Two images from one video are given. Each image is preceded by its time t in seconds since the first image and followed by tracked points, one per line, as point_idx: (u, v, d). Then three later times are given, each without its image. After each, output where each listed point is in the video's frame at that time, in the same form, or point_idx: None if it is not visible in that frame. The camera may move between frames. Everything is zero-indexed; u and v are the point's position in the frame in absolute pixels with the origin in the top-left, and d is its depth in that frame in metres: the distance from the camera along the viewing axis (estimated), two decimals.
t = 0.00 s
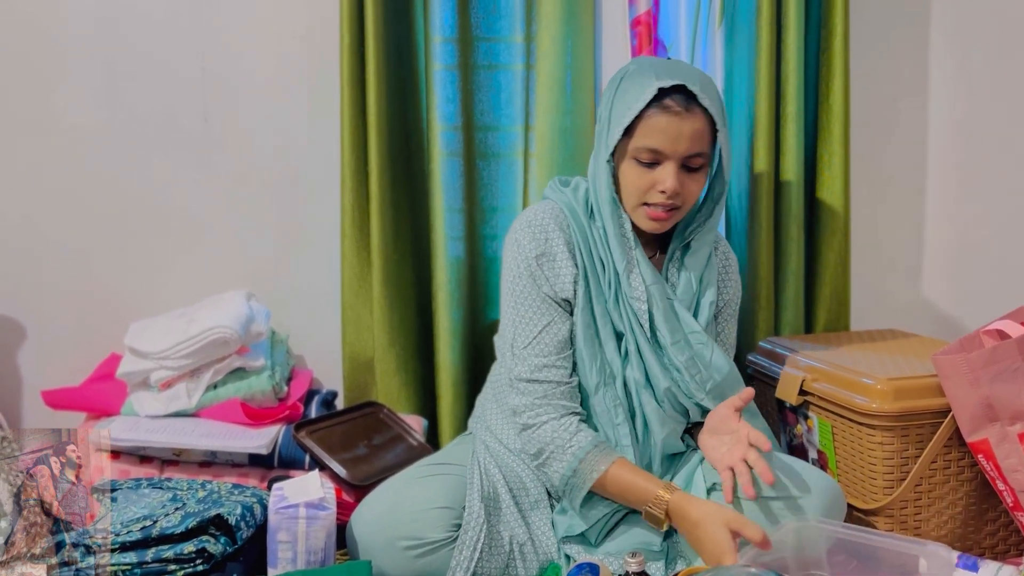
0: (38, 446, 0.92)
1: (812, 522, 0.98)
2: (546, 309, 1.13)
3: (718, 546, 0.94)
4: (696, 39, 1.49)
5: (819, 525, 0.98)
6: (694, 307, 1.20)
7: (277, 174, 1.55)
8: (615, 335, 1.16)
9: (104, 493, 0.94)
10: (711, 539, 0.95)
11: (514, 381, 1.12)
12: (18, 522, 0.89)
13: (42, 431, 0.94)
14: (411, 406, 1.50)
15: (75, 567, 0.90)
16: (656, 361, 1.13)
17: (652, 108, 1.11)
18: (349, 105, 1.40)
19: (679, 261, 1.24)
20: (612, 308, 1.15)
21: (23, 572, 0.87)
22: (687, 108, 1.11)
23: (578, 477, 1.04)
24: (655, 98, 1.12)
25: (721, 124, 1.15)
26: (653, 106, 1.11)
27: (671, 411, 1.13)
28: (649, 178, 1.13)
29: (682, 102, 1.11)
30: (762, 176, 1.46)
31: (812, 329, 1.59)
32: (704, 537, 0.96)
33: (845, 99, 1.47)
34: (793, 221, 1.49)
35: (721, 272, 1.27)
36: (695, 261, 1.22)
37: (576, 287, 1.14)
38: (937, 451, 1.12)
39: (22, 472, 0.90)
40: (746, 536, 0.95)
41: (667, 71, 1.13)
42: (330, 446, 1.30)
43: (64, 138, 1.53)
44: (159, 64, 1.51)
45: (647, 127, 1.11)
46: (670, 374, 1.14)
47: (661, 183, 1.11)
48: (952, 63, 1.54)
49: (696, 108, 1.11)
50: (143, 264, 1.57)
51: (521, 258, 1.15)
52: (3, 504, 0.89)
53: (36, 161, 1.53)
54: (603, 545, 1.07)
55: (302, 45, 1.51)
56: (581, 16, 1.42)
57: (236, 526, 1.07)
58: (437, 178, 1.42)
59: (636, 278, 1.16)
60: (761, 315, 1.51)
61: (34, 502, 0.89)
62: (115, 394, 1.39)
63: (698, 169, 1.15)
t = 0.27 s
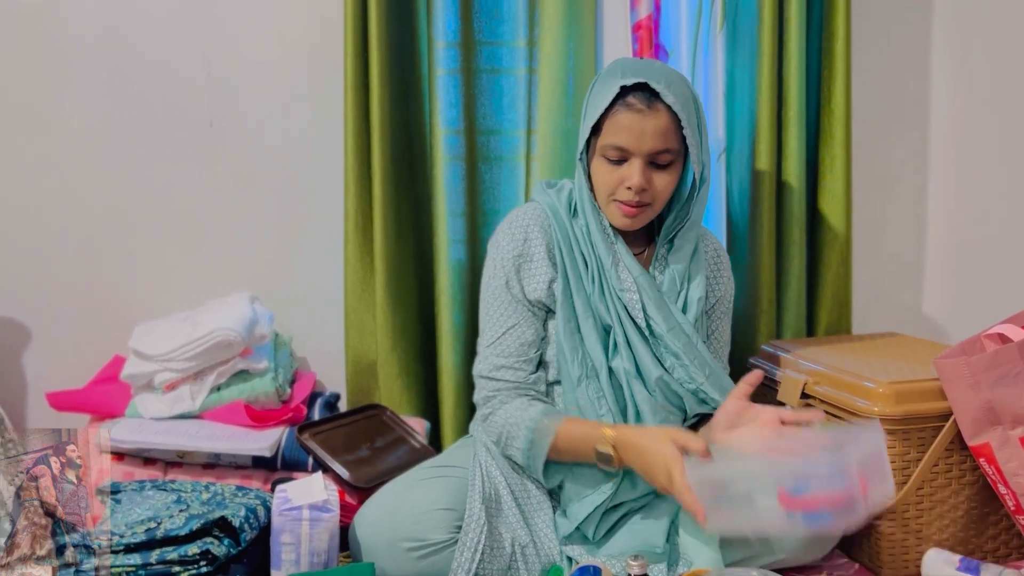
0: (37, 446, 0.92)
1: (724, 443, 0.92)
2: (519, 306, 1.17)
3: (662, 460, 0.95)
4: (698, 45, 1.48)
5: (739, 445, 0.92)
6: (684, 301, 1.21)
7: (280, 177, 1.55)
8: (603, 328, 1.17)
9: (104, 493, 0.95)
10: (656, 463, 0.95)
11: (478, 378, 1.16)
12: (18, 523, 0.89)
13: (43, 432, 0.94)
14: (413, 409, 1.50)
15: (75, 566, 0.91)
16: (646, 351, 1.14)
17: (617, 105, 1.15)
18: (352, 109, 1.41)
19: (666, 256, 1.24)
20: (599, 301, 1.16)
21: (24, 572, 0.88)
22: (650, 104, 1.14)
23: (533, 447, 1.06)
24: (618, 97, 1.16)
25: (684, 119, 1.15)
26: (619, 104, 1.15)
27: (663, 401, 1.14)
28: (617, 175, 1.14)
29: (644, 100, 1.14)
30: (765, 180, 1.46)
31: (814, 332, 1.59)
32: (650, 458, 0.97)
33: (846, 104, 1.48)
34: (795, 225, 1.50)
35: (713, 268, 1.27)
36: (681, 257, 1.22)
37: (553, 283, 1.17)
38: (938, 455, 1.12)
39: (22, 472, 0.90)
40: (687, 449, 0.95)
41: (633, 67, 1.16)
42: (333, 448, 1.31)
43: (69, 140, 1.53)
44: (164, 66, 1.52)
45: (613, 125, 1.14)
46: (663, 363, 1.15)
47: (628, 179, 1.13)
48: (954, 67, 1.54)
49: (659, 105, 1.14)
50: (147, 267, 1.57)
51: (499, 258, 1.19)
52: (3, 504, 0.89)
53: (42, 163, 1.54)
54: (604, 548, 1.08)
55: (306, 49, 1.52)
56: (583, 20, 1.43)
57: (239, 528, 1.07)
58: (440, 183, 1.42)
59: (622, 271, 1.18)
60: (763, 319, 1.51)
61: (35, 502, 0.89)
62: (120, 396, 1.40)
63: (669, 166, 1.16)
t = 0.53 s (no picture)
0: (37, 446, 0.93)
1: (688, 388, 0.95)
2: (494, 305, 1.17)
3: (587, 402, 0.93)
4: (700, 48, 1.47)
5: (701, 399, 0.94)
6: (671, 297, 1.20)
7: (282, 181, 1.55)
8: (590, 323, 1.16)
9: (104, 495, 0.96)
10: (573, 411, 0.93)
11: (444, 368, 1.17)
12: (18, 523, 0.88)
13: (42, 434, 0.94)
14: (415, 412, 1.50)
15: (75, 567, 0.90)
16: (634, 343, 1.14)
17: (599, 104, 1.15)
18: (354, 112, 1.41)
19: (650, 254, 1.24)
20: (583, 296, 1.16)
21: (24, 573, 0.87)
22: (631, 103, 1.13)
23: (469, 417, 1.03)
24: (600, 97, 1.16)
25: (666, 119, 1.15)
26: (600, 103, 1.15)
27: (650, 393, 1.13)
28: (599, 174, 1.14)
29: (625, 99, 1.14)
30: (767, 184, 1.46)
31: (816, 336, 1.59)
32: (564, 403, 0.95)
33: (848, 108, 1.48)
34: (797, 229, 1.50)
35: (701, 266, 1.26)
36: (665, 252, 1.22)
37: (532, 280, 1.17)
38: (941, 459, 1.12)
39: (22, 473, 0.90)
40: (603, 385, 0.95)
41: (614, 69, 1.17)
42: (335, 451, 1.31)
43: (71, 144, 1.53)
44: (166, 70, 1.52)
45: (593, 124, 1.13)
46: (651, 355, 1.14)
47: (611, 177, 1.12)
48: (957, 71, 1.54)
49: (640, 104, 1.13)
50: (149, 270, 1.57)
51: (479, 260, 1.19)
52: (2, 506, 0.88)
53: (44, 167, 1.54)
54: (607, 552, 1.07)
55: (308, 52, 1.52)
56: (585, 23, 1.43)
57: (242, 532, 1.07)
58: (442, 185, 1.43)
59: (608, 268, 1.18)
60: (765, 323, 1.51)
61: (35, 502, 0.89)
62: (122, 399, 1.40)
63: (652, 165, 1.16)
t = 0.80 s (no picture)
0: (38, 446, 0.92)
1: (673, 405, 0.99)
2: (492, 305, 1.17)
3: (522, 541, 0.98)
4: (702, 50, 1.45)
5: (685, 411, 0.98)
6: (664, 293, 1.19)
7: (283, 183, 1.55)
8: (582, 320, 1.16)
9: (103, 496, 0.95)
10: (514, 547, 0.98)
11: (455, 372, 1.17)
12: (18, 523, 0.88)
13: (42, 433, 0.94)
14: (416, 415, 1.50)
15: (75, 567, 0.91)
16: (627, 339, 1.13)
17: (592, 102, 1.15)
18: (354, 114, 1.41)
19: (641, 249, 1.23)
20: (577, 294, 1.16)
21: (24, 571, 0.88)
22: (624, 99, 1.14)
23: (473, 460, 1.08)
24: (594, 93, 1.16)
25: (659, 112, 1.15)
26: (592, 101, 1.15)
27: (645, 388, 1.13)
28: (595, 170, 1.14)
29: (619, 95, 1.14)
30: (768, 188, 1.47)
31: (817, 339, 1.59)
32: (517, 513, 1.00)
33: (850, 111, 1.48)
34: (798, 232, 1.50)
35: (693, 262, 1.26)
36: (657, 246, 1.22)
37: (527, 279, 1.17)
38: (943, 462, 1.11)
39: (22, 473, 0.89)
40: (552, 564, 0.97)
41: (607, 67, 1.17)
42: (336, 453, 1.31)
43: (72, 145, 1.53)
44: (167, 71, 1.52)
45: (588, 121, 1.14)
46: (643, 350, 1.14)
47: (608, 173, 1.13)
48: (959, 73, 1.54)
49: (633, 99, 1.14)
50: (150, 272, 1.58)
51: (475, 260, 1.20)
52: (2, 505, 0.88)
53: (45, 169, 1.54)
54: (607, 554, 1.07)
55: (309, 54, 1.52)
56: (586, 26, 1.43)
57: (242, 534, 1.07)
58: (444, 187, 1.43)
59: (601, 267, 1.18)
60: (766, 326, 1.51)
61: (34, 502, 0.89)
62: (123, 402, 1.41)
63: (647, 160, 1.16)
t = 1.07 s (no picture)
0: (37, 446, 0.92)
1: (662, 413, 1.00)
2: (496, 305, 1.17)
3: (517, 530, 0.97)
4: (701, 49, 1.46)
5: (682, 420, 0.99)
6: (667, 290, 1.19)
7: (283, 183, 1.55)
8: (587, 318, 1.16)
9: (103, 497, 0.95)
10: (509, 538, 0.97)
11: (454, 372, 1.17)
12: (18, 522, 0.88)
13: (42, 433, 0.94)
14: (415, 415, 1.50)
15: (75, 567, 0.90)
16: (631, 338, 1.13)
17: (611, 99, 1.14)
18: (355, 114, 1.41)
19: (643, 248, 1.23)
20: (581, 292, 1.16)
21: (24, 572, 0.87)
22: (643, 96, 1.15)
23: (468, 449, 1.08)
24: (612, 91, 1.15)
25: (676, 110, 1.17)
26: (612, 97, 1.14)
27: (648, 385, 1.13)
28: (614, 166, 1.15)
29: (638, 92, 1.15)
30: (768, 188, 1.47)
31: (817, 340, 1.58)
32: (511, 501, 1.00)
33: (850, 111, 1.48)
34: (798, 231, 1.50)
35: (695, 259, 1.26)
36: (658, 245, 1.22)
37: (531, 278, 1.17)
38: (942, 463, 1.11)
39: (22, 473, 0.90)
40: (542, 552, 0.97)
41: (624, 65, 1.17)
42: (335, 453, 1.31)
43: (71, 145, 1.53)
44: (167, 71, 1.52)
45: (607, 117, 1.14)
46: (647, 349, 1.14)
47: (627, 168, 1.13)
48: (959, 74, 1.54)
49: (652, 97, 1.15)
50: (150, 272, 1.57)
51: (480, 259, 1.20)
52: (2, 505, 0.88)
53: (44, 169, 1.54)
54: (608, 553, 1.06)
55: (309, 54, 1.52)
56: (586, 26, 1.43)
57: (240, 534, 1.07)
58: (443, 187, 1.43)
59: (606, 266, 1.18)
60: (766, 327, 1.51)
61: (34, 502, 0.89)
62: (121, 402, 1.40)
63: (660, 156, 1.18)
